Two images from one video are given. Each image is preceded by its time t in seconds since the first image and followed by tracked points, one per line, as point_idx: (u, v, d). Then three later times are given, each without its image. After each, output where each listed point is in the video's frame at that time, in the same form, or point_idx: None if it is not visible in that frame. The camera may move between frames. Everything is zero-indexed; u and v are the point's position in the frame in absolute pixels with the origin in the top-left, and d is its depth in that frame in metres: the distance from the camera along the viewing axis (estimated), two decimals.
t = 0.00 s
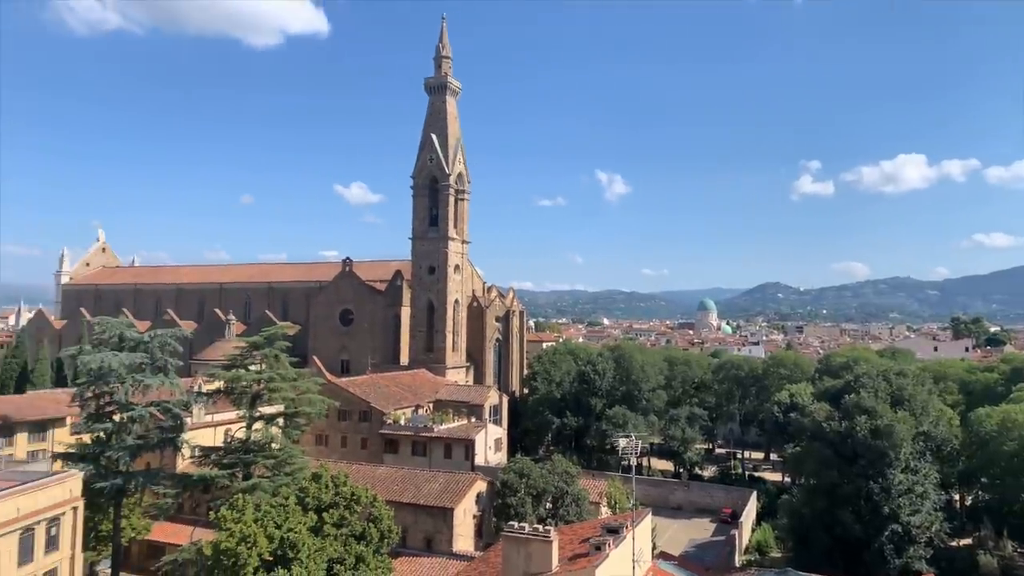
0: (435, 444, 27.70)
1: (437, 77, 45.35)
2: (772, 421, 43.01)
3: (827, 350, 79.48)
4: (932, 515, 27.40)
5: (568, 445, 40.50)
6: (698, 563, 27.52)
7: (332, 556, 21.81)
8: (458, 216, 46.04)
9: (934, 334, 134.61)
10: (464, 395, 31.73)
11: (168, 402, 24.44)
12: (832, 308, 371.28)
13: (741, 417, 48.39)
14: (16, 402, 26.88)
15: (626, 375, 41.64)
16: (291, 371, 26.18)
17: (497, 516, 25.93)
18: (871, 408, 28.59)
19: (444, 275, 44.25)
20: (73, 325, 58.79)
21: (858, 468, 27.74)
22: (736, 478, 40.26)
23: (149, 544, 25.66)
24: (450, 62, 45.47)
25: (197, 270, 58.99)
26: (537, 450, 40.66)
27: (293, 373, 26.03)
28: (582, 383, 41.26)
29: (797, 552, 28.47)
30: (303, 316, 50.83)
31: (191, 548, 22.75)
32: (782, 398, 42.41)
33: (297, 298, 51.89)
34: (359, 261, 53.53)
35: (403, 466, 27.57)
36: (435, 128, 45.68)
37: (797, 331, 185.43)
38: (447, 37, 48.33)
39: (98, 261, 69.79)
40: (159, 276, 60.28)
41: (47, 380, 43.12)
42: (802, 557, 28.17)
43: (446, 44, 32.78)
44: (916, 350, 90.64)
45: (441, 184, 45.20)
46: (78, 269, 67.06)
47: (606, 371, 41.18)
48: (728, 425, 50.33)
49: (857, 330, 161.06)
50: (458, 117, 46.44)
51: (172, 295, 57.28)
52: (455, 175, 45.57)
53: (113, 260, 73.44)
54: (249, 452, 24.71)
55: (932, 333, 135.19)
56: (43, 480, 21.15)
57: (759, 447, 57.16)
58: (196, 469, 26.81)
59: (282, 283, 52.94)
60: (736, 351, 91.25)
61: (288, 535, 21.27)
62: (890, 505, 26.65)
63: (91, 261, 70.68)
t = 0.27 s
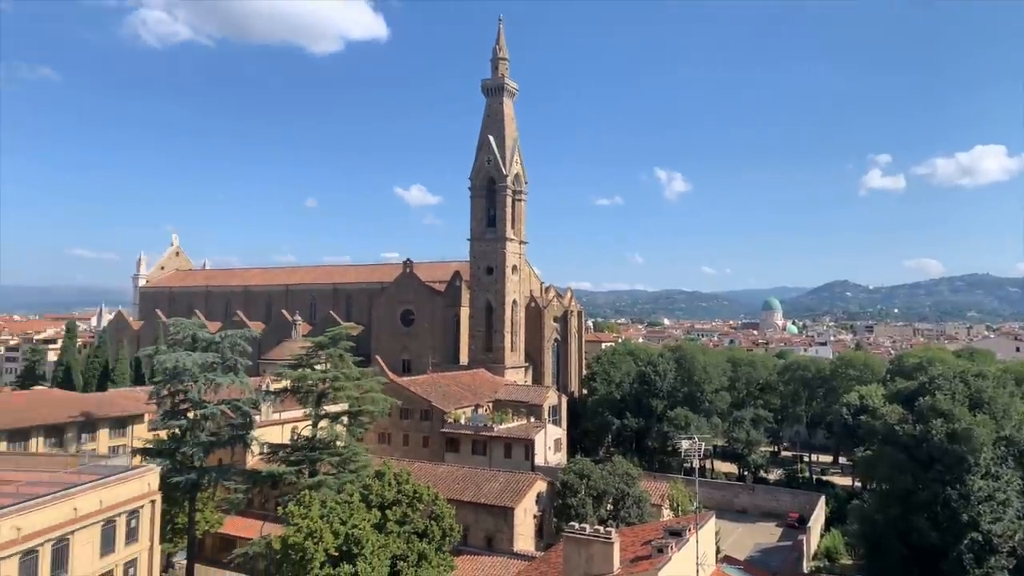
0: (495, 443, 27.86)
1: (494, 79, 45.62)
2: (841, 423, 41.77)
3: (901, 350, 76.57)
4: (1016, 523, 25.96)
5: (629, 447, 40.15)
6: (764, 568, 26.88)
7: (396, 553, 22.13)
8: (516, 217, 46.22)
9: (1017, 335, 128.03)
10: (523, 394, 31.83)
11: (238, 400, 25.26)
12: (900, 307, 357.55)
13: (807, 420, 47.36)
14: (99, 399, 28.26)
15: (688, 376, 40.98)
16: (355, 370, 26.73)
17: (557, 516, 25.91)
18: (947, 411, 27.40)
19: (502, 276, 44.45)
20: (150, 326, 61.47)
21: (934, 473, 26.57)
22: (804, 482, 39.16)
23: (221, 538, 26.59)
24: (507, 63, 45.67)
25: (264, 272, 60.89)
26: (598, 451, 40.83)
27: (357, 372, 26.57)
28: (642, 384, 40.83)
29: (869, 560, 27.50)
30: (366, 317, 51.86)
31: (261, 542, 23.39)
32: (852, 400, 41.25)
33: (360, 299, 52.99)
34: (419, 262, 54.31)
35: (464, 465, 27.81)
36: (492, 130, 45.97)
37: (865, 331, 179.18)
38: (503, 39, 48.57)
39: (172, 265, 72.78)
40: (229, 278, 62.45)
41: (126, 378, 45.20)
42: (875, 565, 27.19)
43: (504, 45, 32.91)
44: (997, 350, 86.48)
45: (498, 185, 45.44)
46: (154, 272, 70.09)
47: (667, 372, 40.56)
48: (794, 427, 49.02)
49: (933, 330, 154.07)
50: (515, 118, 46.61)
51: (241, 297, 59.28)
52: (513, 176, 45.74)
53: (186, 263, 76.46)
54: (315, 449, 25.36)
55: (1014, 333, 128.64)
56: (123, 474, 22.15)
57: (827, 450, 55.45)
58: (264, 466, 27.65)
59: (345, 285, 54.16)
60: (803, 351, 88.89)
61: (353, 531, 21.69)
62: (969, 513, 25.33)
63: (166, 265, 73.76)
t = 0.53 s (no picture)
0: (550, 444, 27.83)
1: (546, 80, 45.65)
2: (908, 427, 40.54)
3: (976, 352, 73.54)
4: None
5: (686, 450, 39.63)
6: None
7: (452, 552, 22.31)
8: (568, 218, 46.16)
9: None
10: (578, 395, 31.76)
11: (299, 399, 25.90)
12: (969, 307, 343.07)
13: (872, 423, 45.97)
14: (168, 398, 29.38)
15: (747, 378, 40.18)
16: (411, 370, 27.09)
17: (613, 518, 25.74)
18: None
19: (555, 277, 44.40)
20: (216, 327, 63.61)
21: (1010, 481, 25.37)
22: (869, 488, 37.97)
23: (284, 533, 27.29)
24: (559, 63, 45.65)
25: (324, 275, 62.32)
26: (654, 454, 40.59)
27: (413, 372, 26.92)
28: (699, 386, 40.14)
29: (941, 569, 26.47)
30: (421, 318, 52.52)
31: (322, 539, 23.89)
32: (919, 404, 39.95)
33: (416, 300, 53.68)
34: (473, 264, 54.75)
35: (518, 466, 27.87)
36: (545, 131, 46.01)
37: (935, 331, 173.14)
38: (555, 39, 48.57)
39: (236, 268, 75.11)
40: (290, 280, 64.16)
41: (193, 377, 46.88)
42: None
43: (556, 45, 32.87)
44: None
45: (551, 186, 45.45)
46: (219, 275, 72.48)
47: (725, 373, 39.82)
48: (858, 431, 47.57)
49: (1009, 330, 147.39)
50: (567, 119, 46.55)
51: (301, 298, 60.80)
52: (565, 177, 45.68)
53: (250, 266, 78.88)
54: (372, 448, 25.81)
55: None
56: (190, 470, 22.93)
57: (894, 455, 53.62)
58: (324, 464, 28.29)
59: (402, 286, 54.97)
60: (870, 352, 86.29)
61: (411, 530, 21.96)
62: None
63: (230, 268, 76.17)
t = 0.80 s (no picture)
0: (602, 445, 27.65)
1: (596, 79, 45.45)
2: (978, 431, 39.12)
3: None
4: None
5: (742, 452, 38.92)
6: None
7: (505, 552, 22.37)
8: (619, 217, 45.85)
9: None
10: (630, 397, 31.53)
11: (354, 398, 26.39)
12: None
13: (938, 428, 44.34)
14: (229, 396, 30.28)
15: (804, 380, 39.23)
16: (463, 370, 27.27)
17: (667, 521, 25.43)
18: None
19: (606, 277, 44.15)
20: (274, 328, 65.29)
21: None
22: (935, 494, 36.63)
23: (341, 530, 27.83)
24: (609, 62, 45.39)
25: (377, 276, 63.34)
26: (709, 456, 39.85)
27: (465, 372, 27.11)
28: (755, 388, 39.34)
29: None
30: (472, 318, 52.92)
31: (377, 536, 24.24)
32: (990, 407, 38.32)
33: (467, 301, 54.11)
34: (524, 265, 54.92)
35: (570, 467, 27.81)
36: (594, 130, 45.82)
37: (1005, 331, 165.67)
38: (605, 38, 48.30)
39: (292, 270, 76.97)
40: (344, 282, 65.40)
41: (253, 376, 48.22)
42: None
43: (605, 43, 32.64)
44: None
45: (601, 185, 45.22)
46: (276, 277, 74.40)
47: (781, 375, 38.96)
48: (923, 435, 45.92)
49: None
50: (618, 117, 46.23)
51: (356, 299, 61.95)
52: (616, 176, 45.39)
53: (306, 268, 80.76)
54: (425, 447, 26.07)
55: None
56: (251, 467, 23.55)
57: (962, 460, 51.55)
58: (379, 462, 28.75)
59: (453, 287, 55.49)
60: (937, 354, 83.15)
61: (463, 529, 22.08)
62: None
63: (287, 270, 78.13)
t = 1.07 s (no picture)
0: (654, 447, 27.37)
1: (646, 76, 45.05)
2: None
3: None
4: None
5: (799, 455, 38.09)
6: None
7: (557, 553, 22.32)
8: (670, 215, 45.33)
9: None
10: (682, 398, 31.18)
11: (406, 398, 26.75)
12: None
13: (1008, 432, 42.48)
14: (286, 396, 31.05)
15: (864, 381, 38.11)
16: (514, 370, 27.35)
17: (722, 524, 25.03)
18: None
19: (657, 276, 43.73)
20: (328, 328, 66.67)
21: None
22: (1006, 501, 35.12)
23: (394, 528, 28.23)
24: (659, 59, 44.94)
25: (428, 277, 64.06)
26: (765, 459, 39.03)
27: (515, 372, 27.18)
28: (813, 389, 38.43)
29: None
30: (522, 318, 53.08)
31: (430, 535, 24.47)
32: None
33: (517, 301, 54.29)
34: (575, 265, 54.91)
35: (622, 468, 27.62)
36: (644, 128, 45.43)
37: None
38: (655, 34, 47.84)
39: (346, 272, 78.53)
40: (396, 283, 66.31)
41: (309, 375, 49.34)
42: None
43: (654, 40, 32.31)
44: None
45: (651, 183, 44.81)
46: (330, 278, 76.01)
47: (840, 376, 37.97)
48: (993, 439, 44.05)
49: None
50: (668, 114, 45.72)
51: (407, 299, 62.78)
52: (666, 174, 44.89)
53: (359, 269, 82.19)
54: (477, 446, 26.17)
55: None
56: (308, 464, 24.04)
57: None
58: (431, 461, 29.08)
59: (503, 287, 55.76)
60: (1009, 355, 79.65)
61: (516, 529, 22.11)
62: None
63: (341, 272, 79.76)
